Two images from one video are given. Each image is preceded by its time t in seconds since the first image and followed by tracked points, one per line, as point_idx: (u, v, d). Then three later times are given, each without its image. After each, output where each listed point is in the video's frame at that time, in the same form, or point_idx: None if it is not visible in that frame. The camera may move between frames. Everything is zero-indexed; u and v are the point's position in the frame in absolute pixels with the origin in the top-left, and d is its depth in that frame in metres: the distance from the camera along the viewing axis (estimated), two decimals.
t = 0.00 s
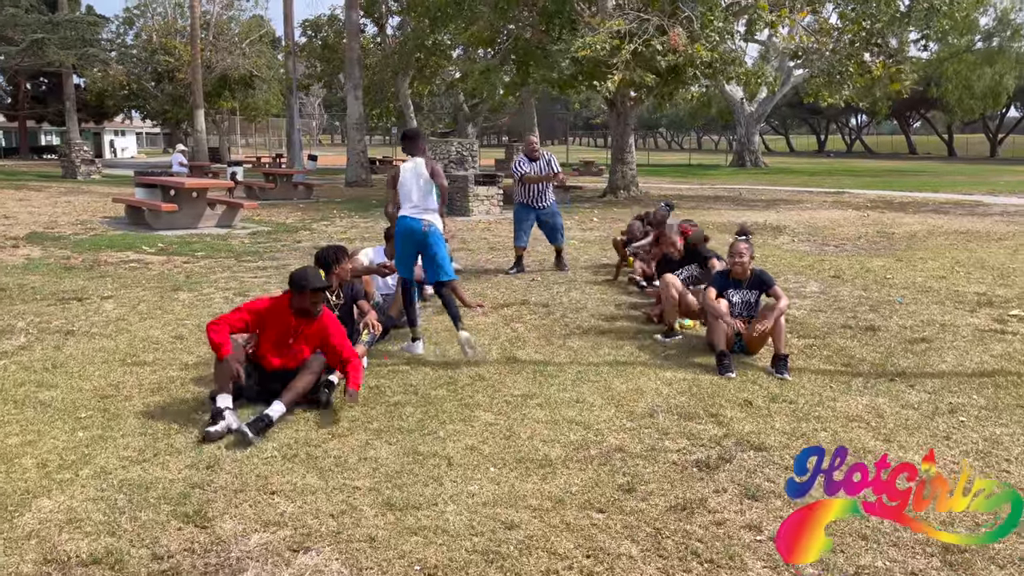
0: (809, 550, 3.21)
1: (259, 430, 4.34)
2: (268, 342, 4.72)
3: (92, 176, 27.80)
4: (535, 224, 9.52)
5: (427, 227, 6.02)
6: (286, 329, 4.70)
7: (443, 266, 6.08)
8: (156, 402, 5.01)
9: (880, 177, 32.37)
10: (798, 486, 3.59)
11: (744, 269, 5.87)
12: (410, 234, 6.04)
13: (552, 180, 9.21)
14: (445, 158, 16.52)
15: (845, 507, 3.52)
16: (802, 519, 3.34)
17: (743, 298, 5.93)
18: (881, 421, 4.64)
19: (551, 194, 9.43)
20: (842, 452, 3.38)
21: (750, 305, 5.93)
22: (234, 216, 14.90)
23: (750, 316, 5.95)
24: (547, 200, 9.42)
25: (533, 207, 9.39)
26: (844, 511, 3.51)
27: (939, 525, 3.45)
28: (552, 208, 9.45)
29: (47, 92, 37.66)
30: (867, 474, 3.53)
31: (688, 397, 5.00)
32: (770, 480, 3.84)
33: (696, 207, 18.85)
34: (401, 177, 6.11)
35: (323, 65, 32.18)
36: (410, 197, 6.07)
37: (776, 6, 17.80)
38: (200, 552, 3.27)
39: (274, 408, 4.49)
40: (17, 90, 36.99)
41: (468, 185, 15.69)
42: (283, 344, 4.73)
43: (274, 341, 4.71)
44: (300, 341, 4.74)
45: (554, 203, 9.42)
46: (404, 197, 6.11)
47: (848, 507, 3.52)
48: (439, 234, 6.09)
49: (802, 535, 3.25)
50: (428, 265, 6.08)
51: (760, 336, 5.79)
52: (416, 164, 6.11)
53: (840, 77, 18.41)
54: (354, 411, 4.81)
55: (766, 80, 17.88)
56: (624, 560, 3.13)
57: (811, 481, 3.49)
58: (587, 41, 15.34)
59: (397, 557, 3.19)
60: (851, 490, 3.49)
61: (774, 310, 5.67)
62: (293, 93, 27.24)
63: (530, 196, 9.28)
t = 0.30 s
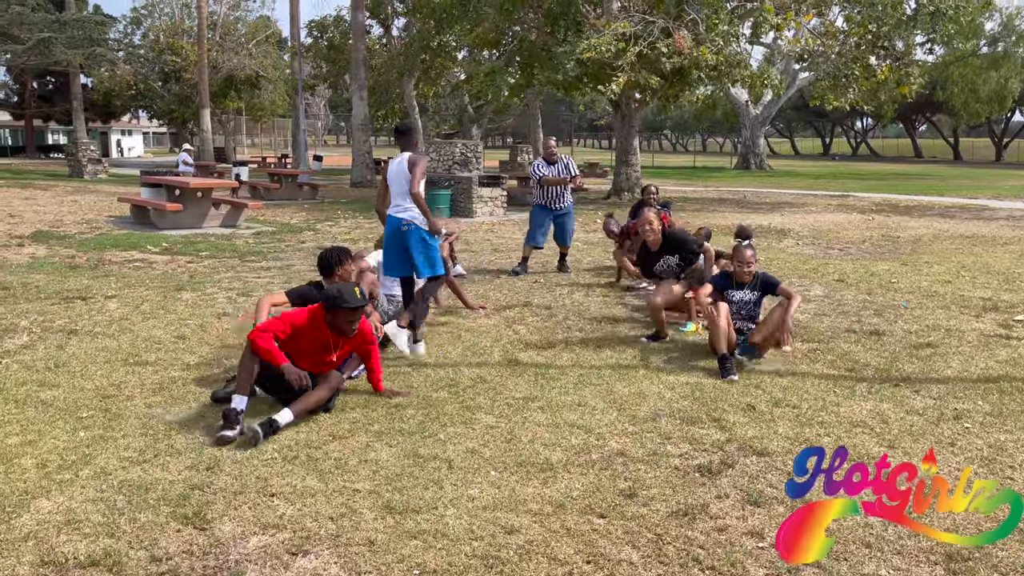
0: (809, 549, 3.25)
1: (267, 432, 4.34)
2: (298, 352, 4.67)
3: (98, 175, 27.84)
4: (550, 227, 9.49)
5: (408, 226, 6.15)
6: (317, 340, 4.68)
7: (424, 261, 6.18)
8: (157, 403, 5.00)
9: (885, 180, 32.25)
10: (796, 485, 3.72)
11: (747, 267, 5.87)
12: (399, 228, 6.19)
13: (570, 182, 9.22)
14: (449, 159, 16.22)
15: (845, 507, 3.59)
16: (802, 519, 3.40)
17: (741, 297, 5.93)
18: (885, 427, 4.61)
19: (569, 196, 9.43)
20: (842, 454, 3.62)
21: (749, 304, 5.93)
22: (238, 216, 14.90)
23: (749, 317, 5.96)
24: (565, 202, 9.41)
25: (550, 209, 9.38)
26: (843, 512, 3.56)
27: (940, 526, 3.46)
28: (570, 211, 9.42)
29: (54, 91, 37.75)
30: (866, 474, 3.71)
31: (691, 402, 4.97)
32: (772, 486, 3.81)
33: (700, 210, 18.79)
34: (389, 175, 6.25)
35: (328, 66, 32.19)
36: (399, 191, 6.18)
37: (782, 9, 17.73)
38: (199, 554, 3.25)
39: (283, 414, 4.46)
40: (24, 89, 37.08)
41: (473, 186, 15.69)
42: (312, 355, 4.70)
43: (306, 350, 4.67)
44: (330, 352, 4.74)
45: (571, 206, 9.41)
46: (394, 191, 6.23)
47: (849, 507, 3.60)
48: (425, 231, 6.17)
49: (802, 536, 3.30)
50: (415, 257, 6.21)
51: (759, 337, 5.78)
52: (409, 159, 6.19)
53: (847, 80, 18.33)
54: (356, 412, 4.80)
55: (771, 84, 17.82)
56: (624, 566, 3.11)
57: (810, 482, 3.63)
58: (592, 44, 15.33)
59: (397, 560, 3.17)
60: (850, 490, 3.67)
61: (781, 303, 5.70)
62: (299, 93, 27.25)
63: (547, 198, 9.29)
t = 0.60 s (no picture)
0: (809, 549, 3.27)
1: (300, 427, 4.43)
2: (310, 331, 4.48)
3: (98, 172, 27.81)
4: (554, 226, 9.50)
5: (385, 230, 6.04)
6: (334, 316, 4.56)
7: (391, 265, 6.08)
8: (153, 402, 4.98)
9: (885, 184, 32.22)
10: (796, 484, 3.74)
11: (751, 268, 5.83)
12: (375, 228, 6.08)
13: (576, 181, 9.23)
14: (449, 159, 16.17)
15: (846, 507, 3.61)
16: (802, 519, 3.43)
17: (748, 298, 5.91)
18: (882, 431, 4.60)
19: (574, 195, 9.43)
20: (840, 453, 3.64)
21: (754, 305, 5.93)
22: (237, 214, 14.88)
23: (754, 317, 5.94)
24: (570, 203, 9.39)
25: (556, 208, 9.37)
26: (843, 512, 3.58)
27: (938, 525, 3.50)
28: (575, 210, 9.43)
29: (54, 87, 37.71)
30: (866, 474, 3.71)
31: (688, 404, 4.96)
32: (769, 490, 3.80)
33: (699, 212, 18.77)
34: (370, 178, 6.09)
35: (329, 65, 32.16)
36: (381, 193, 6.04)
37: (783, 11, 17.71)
38: (192, 554, 3.24)
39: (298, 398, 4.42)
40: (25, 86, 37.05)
41: (472, 187, 15.69)
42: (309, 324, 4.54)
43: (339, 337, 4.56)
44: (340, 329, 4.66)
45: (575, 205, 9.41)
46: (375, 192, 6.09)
47: (849, 507, 3.62)
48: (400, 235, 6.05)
49: (802, 535, 3.33)
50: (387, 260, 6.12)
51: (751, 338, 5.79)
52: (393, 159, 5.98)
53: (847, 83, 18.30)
54: (352, 412, 4.79)
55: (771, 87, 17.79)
56: (618, 569, 3.09)
57: (810, 481, 3.65)
58: (593, 44, 15.33)
59: (391, 562, 3.16)
60: (850, 490, 3.67)
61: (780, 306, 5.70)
62: (299, 92, 27.23)
63: (553, 196, 9.27)
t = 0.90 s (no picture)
0: (808, 550, 3.28)
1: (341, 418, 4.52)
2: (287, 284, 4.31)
3: (94, 169, 27.75)
4: (557, 221, 9.56)
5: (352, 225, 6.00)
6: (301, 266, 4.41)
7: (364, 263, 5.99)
8: (146, 400, 4.97)
9: (882, 186, 32.24)
10: (796, 486, 3.73)
11: (746, 273, 5.79)
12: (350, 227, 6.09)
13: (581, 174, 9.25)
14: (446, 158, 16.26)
15: (845, 507, 3.64)
16: (802, 519, 3.45)
17: (742, 300, 5.90)
18: (877, 433, 4.60)
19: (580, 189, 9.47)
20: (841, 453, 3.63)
21: (749, 307, 5.91)
22: (234, 212, 14.86)
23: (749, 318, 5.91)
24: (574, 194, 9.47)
25: (562, 200, 9.42)
26: (843, 512, 3.61)
27: (936, 526, 3.51)
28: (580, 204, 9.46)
29: (51, 84, 37.60)
30: (867, 473, 3.74)
31: (683, 405, 4.96)
32: (763, 491, 3.80)
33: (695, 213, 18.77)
34: (344, 177, 6.24)
35: (326, 64, 32.09)
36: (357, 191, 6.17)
37: (781, 12, 17.70)
38: (184, 554, 3.22)
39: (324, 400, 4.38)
40: (21, 83, 36.96)
41: (469, 186, 15.69)
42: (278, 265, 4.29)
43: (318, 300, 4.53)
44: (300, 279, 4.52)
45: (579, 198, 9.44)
46: (350, 192, 6.22)
47: (848, 507, 3.65)
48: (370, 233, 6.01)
49: (802, 536, 3.34)
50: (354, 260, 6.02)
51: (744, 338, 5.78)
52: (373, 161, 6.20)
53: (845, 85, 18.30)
54: (347, 412, 4.77)
55: (770, 88, 17.79)
56: (612, 571, 3.09)
57: (811, 481, 3.64)
58: (591, 44, 15.35)
59: (384, 563, 3.15)
60: (850, 490, 3.71)
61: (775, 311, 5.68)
62: (297, 90, 27.19)
63: (560, 188, 9.32)
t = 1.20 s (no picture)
0: (809, 549, 3.30)
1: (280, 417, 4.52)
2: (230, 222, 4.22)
3: (90, 168, 27.69)
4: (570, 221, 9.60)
5: (338, 225, 5.97)
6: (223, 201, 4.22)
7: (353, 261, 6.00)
8: (145, 400, 4.96)
9: (879, 187, 32.26)
10: (795, 486, 3.76)
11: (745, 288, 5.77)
12: (330, 226, 5.98)
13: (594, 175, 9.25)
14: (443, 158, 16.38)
15: (845, 507, 3.65)
16: (802, 519, 3.46)
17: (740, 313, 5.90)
18: (874, 433, 4.62)
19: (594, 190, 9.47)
20: (841, 452, 3.71)
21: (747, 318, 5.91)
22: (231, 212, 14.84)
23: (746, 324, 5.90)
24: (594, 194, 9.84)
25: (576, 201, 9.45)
26: (844, 512, 3.62)
27: (938, 525, 3.53)
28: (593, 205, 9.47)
29: (47, 83, 37.53)
30: (867, 473, 3.77)
31: (681, 405, 4.98)
32: (762, 491, 3.82)
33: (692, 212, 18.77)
34: (318, 174, 6.03)
35: (323, 63, 32.08)
36: (329, 188, 6.01)
37: (778, 12, 17.69)
38: (184, 553, 3.23)
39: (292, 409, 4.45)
40: (17, 81, 36.85)
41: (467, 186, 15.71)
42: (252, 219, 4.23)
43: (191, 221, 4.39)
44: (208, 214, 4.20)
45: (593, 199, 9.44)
46: (325, 190, 6.03)
47: (849, 506, 3.67)
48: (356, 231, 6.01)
49: (802, 535, 3.36)
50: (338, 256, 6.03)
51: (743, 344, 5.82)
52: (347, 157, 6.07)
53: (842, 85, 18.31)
54: (346, 412, 4.78)
55: (766, 88, 17.78)
56: (612, 569, 3.10)
57: (811, 481, 3.69)
58: (588, 44, 15.36)
59: (384, 562, 3.15)
60: (850, 490, 3.73)
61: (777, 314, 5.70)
62: (294, 90, 27.15)
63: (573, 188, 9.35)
